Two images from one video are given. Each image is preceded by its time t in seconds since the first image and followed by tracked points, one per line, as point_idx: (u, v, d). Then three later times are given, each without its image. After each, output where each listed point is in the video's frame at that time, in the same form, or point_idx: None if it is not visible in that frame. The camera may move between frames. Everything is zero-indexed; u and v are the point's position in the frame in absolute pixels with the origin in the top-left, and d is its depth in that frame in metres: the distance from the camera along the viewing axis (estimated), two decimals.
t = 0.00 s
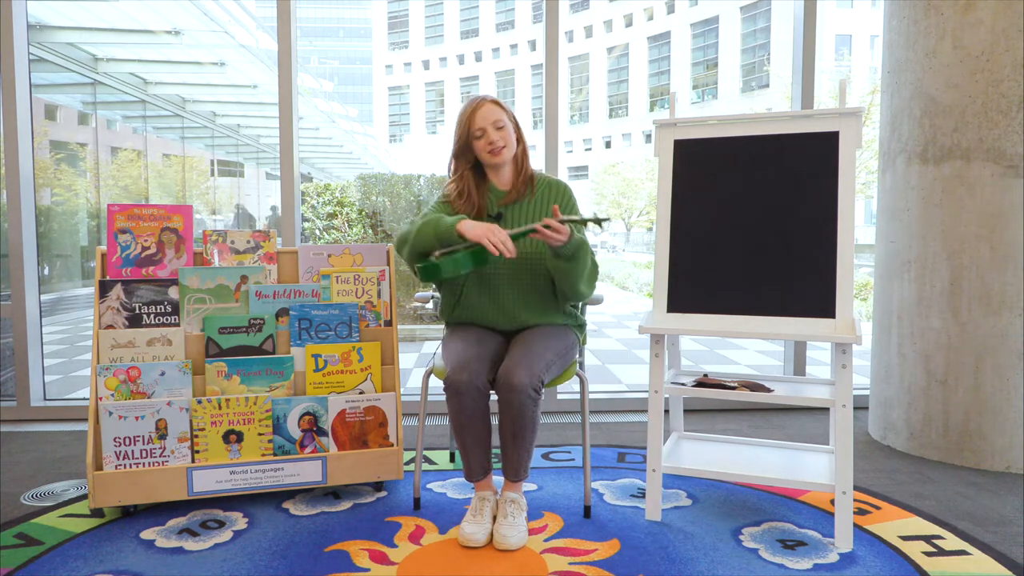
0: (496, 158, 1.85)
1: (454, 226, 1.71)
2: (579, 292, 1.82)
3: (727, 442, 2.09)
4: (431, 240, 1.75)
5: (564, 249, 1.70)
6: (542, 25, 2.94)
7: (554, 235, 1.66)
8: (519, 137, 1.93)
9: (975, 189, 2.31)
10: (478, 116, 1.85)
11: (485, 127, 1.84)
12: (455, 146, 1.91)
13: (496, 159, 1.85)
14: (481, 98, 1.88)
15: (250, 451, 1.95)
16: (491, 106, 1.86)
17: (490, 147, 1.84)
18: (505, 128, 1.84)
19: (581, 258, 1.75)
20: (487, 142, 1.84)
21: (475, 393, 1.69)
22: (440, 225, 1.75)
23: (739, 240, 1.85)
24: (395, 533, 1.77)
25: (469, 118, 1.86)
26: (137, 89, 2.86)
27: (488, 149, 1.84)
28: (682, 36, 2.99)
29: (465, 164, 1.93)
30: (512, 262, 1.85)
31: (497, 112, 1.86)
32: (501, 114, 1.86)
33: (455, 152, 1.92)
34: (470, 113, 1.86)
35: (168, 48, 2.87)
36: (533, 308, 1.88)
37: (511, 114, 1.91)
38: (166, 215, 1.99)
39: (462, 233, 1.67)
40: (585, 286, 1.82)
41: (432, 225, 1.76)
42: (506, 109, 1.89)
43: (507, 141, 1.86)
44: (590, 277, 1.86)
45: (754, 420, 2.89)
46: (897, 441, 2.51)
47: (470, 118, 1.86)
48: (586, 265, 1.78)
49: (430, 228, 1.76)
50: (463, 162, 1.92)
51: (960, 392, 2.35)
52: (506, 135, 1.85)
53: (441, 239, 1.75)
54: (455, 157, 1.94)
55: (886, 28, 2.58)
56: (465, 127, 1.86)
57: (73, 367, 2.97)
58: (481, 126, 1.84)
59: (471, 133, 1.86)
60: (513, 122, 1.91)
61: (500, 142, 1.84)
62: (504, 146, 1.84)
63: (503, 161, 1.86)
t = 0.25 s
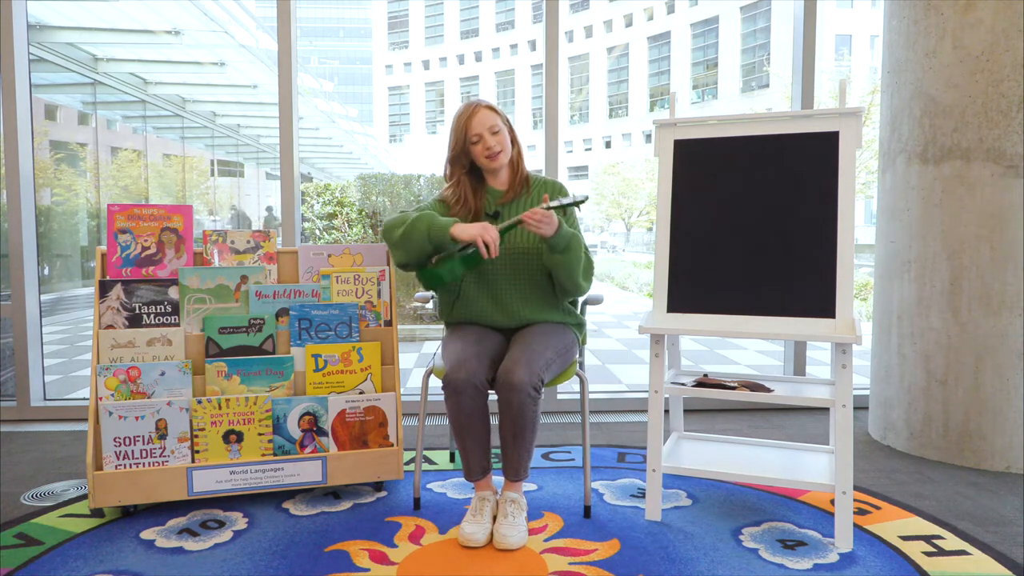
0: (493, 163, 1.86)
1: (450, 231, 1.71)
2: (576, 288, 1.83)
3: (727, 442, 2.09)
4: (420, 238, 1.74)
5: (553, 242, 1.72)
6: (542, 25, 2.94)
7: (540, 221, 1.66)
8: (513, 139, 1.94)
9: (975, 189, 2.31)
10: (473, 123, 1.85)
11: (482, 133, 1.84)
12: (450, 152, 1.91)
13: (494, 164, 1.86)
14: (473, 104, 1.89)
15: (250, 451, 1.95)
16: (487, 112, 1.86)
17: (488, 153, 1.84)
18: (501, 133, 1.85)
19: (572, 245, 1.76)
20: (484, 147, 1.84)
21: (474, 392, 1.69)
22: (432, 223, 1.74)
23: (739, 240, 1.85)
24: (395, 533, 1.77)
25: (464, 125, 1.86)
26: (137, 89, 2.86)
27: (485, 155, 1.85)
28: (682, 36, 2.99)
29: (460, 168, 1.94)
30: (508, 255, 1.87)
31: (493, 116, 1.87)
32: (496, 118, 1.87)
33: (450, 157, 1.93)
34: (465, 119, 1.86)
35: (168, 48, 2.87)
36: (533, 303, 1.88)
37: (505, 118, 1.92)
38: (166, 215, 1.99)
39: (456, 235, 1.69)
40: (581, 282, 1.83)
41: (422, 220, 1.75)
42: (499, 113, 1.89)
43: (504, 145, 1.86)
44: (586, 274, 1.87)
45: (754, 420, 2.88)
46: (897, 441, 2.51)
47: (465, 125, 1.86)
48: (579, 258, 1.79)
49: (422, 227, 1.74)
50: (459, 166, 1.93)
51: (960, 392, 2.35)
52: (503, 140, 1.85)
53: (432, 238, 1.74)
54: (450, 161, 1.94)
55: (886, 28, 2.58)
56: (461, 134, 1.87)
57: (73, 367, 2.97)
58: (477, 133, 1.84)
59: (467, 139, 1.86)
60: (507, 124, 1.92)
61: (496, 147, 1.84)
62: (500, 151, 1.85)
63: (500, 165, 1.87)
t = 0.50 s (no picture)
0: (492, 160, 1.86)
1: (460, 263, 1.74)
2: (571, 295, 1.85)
3: (727, 442, 2.09)
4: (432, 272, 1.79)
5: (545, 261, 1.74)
6: (542, 25, 2.94)
7: (540, 240, 1.66)
8: (514, 140, 1.94)
9: (975, 189, 2.31)
10: (472, 121, 1.86)
11: (480, 131, 1.85)
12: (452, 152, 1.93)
13: (493, 161, 1.86)
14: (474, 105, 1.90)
15: (250, 451, 1.95)
16: (485, 111, 1.87)
17: (487, 149, 1.84)
18: (499, 130, 1.85)
19: (565, 251, 1.78)
20: (483, 144, 1.85)
21: (473, 391, 1.69)
22: (445, 253, 1.77)
23: (739, 240, 1.85)
24: (395, 533, 1.77)
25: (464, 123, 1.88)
26: (137, 89, 2.86)
27: (484, 152, 1.85)
28: (682, 36, 2.99)
29: (461, 168, 1.95)
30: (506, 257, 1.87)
31: (491, 115, 1.87)
32: (495, 117, 1.87)
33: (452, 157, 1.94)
34: (466, 118, 1.88)
35: (168, 48, 2.87)
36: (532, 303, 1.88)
37: (506, 119, 1.93)
38: (166, 215, 1.99)
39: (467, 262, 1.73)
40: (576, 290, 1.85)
41: (434, 251, 1.78)
42: (500, 113, 1.90)
43: (502, 143, 1.87)
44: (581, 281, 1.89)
45: (754, 420, 2.88)
46: (897, 441, 2.51)
47: (465, 123, 1.87)
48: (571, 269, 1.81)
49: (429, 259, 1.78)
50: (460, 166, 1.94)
51: (960, 392, 2.35)
52: (502, 138, 1.86)
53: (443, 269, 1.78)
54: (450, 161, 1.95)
55: (886, 28, 2.58)
56: (461, 132, 1.88)
57: (73, 367, 2.97)
58: (476, 130, 1.85)
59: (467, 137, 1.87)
60: (508, 125, 1.92)
61: (495, 145, 1.85)
62: (499, 148, 1.85)
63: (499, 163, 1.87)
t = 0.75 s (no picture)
0: (498, 156, 1.87)
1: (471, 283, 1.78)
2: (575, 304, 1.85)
3: (727, 442, 2.09)
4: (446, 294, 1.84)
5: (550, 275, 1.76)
6: (542, 25, 2.94)
7: (546, 261, 1.69)
8: (527, 143, 1.95)
9: (975, 189, 2.31)
10: (486, 117, 1.90)
11: (492, 126, 1.87)
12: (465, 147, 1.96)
13: (499, 157, 1.87)
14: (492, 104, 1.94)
15: (250, 451, 1.95)
16: (500, 109, 1.91)
17: (494, 144, 1.86)
18: (511, 128, 1.88)
19: (569, 263, 1.79)
20: (491, 139, 1.87)
21: (475, 390, 1.69)
22: (456, 274, 1.82)
23: (739, 241, 1.85)
24: (395, 533, 1.77)
25: (478, 119, 1.91)
26: (137, 89, 2.86)
27: (492, 146, 1.87)
28: (682, 36, 2.99)
29: (471, 164, 1.97)
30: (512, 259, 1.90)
31: (506, 114, 1.90)
32: (509, 116, 1.90)
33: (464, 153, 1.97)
34: (480, 114, 1.92)
35: (168, 48, 2.87)
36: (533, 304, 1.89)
37: (521, 120, 1.95)
38: (166, 215, 1.99)
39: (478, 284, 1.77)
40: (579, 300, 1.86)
41: (447, 274, 1.83)
42: (516, 114, 1.93)
43: (512, 141, 1.88)
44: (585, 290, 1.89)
45: (754, 420, 2.89)
46: (897, 441, 2.51)
47: (478, 118, 1.91)
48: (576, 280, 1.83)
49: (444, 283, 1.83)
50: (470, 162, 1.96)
51: (960, 392, 2.35)
52: (511, 136, 1.88)
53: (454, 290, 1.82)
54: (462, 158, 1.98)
55: (886, 28, 2.58)
56: (474, 127, 1.92)
57: (73, 367, 2.97)
58: (488, 125, 1.88)
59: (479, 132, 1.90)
60: (522, 127, 1.94)
61: (503, 140, 1.86)
62: (507, 144, 1.87)
63: (505, 159, 1.88)
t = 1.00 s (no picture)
0: (511, 157, 1.88)
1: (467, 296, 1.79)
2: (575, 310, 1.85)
3: (727, 441, 2.09)
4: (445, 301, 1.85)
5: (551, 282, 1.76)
6: (542, 25, 2.94)
7: (545, 271, 1.70)
8: (542, 147, 1.96)
9: (975, 189, 2.31)
10: (503, 116, 1.90)
11: (508, 126, 1.88)
12: (480, 145, 1.97)
13: (511, 158, 1.88)
14: (511, 104, 1.95)
15: (250, 451, 1.95)
16: (519, 110, 1.91)
17: (508, 145, 1.87)
18: (526, 131, 1.88)
19: (571, 270, 1.80)
20: (506, 139, 1.88)
21: (476, 390, 1.69)
22: (454, 284, 1.83)
23: (739, 241, 1.85)
24: (395, 533, 1.77)
25: (496, 117, 1.92)
26: (137, 89, 2.86)
27: (505, 147, 1.88)
28: (682, 36, 2.99)
29: (484, 163, 1.98)
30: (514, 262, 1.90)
31: (525, 116, 1.91)
32: (527, 119, 1.91)
33: (478, 152, 1.98)
34: (498, 112, 1.92)
35: (168, 47, 2.87)
36: (534, 306, 1.89)
37: (538, 124, 1.96)
38: (166, 215, 1.99)
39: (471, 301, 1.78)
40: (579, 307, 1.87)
41: (447, 280, 1.85)
42: (534, 116, 1.93)
43: (526, 144, 1.89)
44: (586, 296, 1.89)
45: (754, 420, 2.88)
46: (897, 441, 2.51)
47: (495, 116, 1.92)
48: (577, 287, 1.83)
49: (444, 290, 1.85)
50: (483, 160, 1.97)
51: (960, 392, 2.35)
52: (526, 138, 1.88)
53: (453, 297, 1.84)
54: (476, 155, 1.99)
55: (886, 28, 2.58)
56: (490, 124, 1.92)
57: (73, 367, 2.97)
58: (504, 125, 1.89)
59: (495, 130, 1.91)
60: (538, 130, 1.95)
61: (517, 142, 1.87)
62: (520, 147, 1.87)
63: (517, 160, 1.88)
